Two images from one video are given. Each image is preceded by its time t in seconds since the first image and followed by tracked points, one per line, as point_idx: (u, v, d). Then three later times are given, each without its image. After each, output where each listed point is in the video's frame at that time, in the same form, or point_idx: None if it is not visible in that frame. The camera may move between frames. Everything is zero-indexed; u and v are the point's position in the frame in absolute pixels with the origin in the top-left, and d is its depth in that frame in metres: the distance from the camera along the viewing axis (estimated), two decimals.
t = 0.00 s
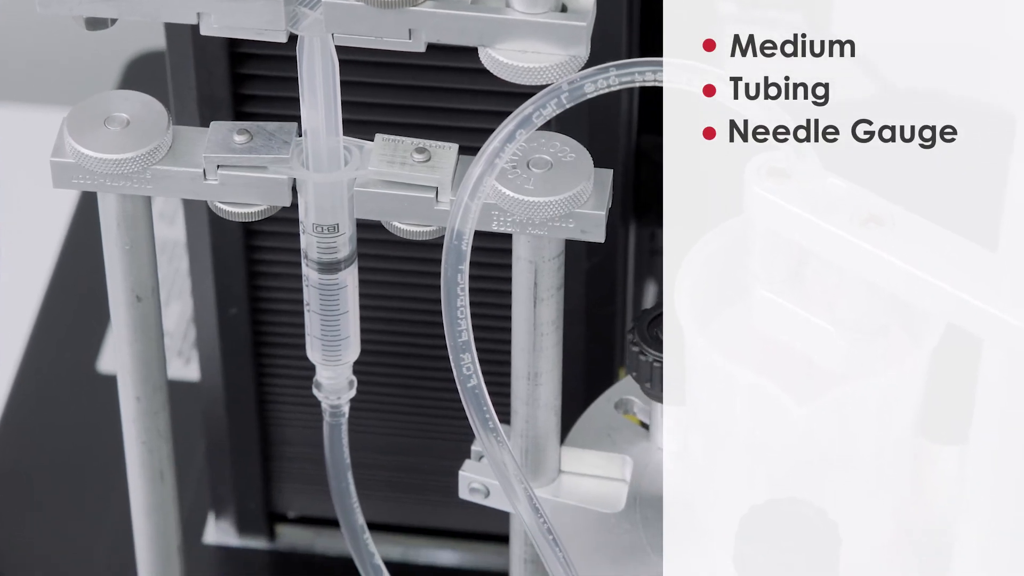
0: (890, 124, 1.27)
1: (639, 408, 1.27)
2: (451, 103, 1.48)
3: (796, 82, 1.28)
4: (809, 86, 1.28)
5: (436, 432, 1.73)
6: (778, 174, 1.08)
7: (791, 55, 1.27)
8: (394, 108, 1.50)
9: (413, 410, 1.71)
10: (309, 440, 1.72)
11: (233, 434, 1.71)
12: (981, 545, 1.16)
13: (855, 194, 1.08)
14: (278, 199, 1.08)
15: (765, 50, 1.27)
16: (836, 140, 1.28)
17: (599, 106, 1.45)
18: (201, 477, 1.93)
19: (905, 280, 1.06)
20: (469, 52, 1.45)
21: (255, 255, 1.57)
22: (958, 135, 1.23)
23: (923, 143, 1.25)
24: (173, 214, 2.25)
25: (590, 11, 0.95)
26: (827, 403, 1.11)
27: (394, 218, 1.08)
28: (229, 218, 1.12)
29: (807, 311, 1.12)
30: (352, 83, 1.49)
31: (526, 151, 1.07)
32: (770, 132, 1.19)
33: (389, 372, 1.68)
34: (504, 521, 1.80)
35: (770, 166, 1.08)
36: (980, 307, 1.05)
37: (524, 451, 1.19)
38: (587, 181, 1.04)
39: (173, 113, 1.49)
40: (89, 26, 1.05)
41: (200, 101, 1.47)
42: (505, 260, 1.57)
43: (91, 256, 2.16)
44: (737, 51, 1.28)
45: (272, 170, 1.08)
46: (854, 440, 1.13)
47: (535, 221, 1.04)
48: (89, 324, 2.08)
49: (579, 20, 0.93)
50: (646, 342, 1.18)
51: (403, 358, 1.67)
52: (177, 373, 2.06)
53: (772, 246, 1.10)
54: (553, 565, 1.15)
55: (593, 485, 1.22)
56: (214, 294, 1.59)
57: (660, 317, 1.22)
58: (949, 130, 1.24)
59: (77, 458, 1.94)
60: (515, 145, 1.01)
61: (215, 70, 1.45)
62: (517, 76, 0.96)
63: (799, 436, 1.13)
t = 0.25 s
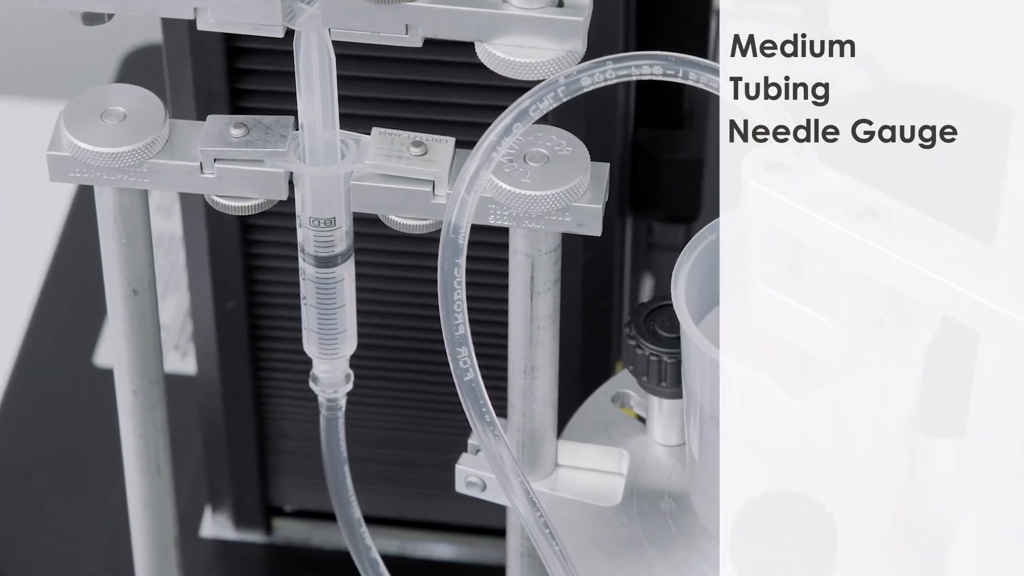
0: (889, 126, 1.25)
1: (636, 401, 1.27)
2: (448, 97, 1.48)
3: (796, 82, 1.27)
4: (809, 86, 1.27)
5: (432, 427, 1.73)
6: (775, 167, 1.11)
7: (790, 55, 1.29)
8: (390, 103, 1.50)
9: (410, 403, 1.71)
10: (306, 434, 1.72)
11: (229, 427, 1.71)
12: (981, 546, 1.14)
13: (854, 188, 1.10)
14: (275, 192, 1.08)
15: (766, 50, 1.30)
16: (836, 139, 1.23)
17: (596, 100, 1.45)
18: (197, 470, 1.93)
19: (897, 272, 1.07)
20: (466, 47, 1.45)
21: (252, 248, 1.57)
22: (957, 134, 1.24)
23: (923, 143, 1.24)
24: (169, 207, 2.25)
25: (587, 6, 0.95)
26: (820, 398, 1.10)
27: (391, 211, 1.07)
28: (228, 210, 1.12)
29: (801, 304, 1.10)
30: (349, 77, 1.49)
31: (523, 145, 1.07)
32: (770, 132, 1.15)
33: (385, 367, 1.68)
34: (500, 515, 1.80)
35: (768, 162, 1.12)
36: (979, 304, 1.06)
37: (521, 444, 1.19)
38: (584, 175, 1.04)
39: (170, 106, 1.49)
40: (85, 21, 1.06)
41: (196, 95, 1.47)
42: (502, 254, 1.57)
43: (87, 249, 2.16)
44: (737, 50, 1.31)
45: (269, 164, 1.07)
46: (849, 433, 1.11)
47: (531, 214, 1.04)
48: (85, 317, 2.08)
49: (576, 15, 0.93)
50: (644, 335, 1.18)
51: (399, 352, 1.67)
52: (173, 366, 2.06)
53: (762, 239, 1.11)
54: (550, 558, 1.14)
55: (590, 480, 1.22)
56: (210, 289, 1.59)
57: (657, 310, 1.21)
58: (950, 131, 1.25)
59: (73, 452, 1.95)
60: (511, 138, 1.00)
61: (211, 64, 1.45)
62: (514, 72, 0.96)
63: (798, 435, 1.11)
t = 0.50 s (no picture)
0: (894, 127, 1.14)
1: (633, 395, 1.28)
2: (443, 92, 1.48)
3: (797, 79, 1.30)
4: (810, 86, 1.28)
5: (429, 421, 1.73)
6: (773, 162, 1.00)
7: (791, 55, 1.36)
8: (386, 97, 1.50)
9: (406, 398, 1.71)
10: (302, 428, 1.72)
11: (226, 421, 1.71)
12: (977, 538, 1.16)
13: (847, 182, 0.99)
14: (272, 185, 1.08)
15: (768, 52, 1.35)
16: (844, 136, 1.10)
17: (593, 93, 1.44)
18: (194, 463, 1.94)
19: (901, 269, 0.94)
20: (462, 41, 1.45)
21: (249, 243, 1.57)
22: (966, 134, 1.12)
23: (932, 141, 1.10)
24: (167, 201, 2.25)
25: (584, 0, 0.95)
26: (815, 394, 1.05)
27: (388, 205, 1.08)
28: (227, 204, 1.12)
29: (799, 297, 1.03)
30: (346, 72, 1.49)
31: (520, 138, 1.07)
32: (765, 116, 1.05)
33: (382, 360, 1.68)
34: (497, 509, 1.81)
35: (765, 153, 1.00)
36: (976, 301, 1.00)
37: (517, 438, 1.19)
38: (581, 168, 1.04)
39: (167, 100, 1.48)
40: (83, 16, 1.07)
41: (193, 89, 1.47)
42: (499, 249, 1.57)
43: (85, 242, 2.16)
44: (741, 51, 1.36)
45: (266, 157, 1.07)
46: (843, 423, 1.08)
47: (528, 208, 1.04)
48: (82, 310, 2.08)
49: (572, 11, 0.94)
50: (641, 328, 1.19)
51: (397, 346, 1.67)
52: (171, 360, 2.06)
53: (759, 231, 1.03)
54: (545, 549, 1.13)
55: (586, 473, 1.22)
56: (208, 282, 1.59)
57: (655, 302, 1.22)
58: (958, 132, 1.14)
59: (71, 446, 1.95)
60: (508, 132, 0.99)
61: (208, 58, 1.45)
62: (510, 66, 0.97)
63: (795, 427, 1.08)
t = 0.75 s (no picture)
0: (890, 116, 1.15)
1: (629, 389, 1.28)
2: (440, 86, 1.48)
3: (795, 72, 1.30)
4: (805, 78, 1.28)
5: (426, 415, 1.74)
6: (770, 156, 1.00)
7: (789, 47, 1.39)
8: (383, 91, 1.50)
9: (404, 391, 1.72)
10: (299, 422, 1.73)
11: (223, 415, 1.71)
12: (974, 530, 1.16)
13: (844, 175, 0.98)
14: (269, 178, 1.08)
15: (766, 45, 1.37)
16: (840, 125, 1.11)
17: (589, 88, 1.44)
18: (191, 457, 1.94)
19: (897, 263, 0.94)
20: (459, 35, 1.45)
21: (246, 237, 1.57)
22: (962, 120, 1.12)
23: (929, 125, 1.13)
24: (164, 194, 2.26)
25: None
26: (811, 387, 1.05)
27: (385, 198, 1.07)
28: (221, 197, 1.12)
29: (796, 291, 1.03)
30: (343, 66, 1.49)
31: (517, 131, 1.07)
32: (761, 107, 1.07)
33: (379, 354, 1.69)
34: (493, 502, 1.81)
35: (762, 147, 1.00)
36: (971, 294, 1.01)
37: (514, 432, 1.19)
38: (578, 162, 1.04)
39: (164, 95, 1.48)
40: (80, 10, 1.07)
41: (190, 83, 1.47)
42: (495, 243, 1.57)
43: (82, 236, 2.16)
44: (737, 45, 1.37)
45: (263, 151, 1.07)
46: (840, 417, 1.08)
47: (525, 201, 1.04)
48: (80, 303, 2.08)
49: (569, 6, 0.93)
50: (637, 322, 1.19)
51: (394, 340, 1.67)
52: (168, 354, 2.06)
53: (756, 225, 1.03)
54: (542, 543, 1.13)
55: (583, 466, 1.22)
56: (204, 276, 1.60)
57: (652, 296, 1.22)
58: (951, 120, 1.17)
59: (67, 439, 1.95)
60: (504, 125, 0.99)
61: (205, 52, 1.45)
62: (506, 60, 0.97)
63: (791, 420, 1.09)
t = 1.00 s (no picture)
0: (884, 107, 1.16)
1: (626, 382, 1.29)
2: (437, 81, 1.48)
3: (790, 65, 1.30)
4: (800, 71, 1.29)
5: (423, 409, 1.74)
6: (766, 149, 0.99)
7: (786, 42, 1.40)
8: (380, 86, 1.50)
9: (401, 385, 1.72)
10: (297, 415, 1.73)
11: (220, 409, 1.71)
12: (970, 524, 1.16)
13: (841, 169, 0.98)
14: (265, 172, 1.08)
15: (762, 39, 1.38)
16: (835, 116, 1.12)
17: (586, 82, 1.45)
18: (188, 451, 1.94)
19: (893, 257, 0.94)
20: (456, 30, 1.45)
21: (243, 231, 1.57)
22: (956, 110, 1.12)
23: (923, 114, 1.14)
24: (160, 187, 2.26)
25: None
26: (808, 381, 1.05)
27: (381, 192, 1.07)
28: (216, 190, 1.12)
29: (792, 284, 1.03)
30: (340, 61, 1.48)
31: (513, 125, 1.07)
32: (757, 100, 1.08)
33: (376, 348, 1.69)
34: (490, 495, 1.81)
35: (759, 140, 1.00)
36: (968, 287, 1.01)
37: (510, 425, 1.19)
38: (574, 156, 1.04)
39: (161, 89, 1.48)
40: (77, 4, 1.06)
41: (187, 77, 1.47)
42: (493, 237, 1.57)
43: (78, 230, 2.16)
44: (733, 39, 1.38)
45: (259, 144, 1.07)
46: (836, 411, 1.08)
47: (521, 195, 1.04)
48: (77, 296, 2.09)
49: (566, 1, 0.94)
50: (634, 316, 1.19)
51: (392, 334, 1.67)
52: (164, 347, 2.06)
53: (752, 219, 1.03)
54: (539, 537, 1.13)
55: (580, 460, 1.22)
56: (201, 269, 1.59)
57: (649, 290, 1.22)
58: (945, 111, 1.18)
59: (63, 433, 1.95)
60: (501, 119, 0.99)
61: (202, 47, 1.45)
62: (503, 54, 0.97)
63: (788, 414, 1.09)
